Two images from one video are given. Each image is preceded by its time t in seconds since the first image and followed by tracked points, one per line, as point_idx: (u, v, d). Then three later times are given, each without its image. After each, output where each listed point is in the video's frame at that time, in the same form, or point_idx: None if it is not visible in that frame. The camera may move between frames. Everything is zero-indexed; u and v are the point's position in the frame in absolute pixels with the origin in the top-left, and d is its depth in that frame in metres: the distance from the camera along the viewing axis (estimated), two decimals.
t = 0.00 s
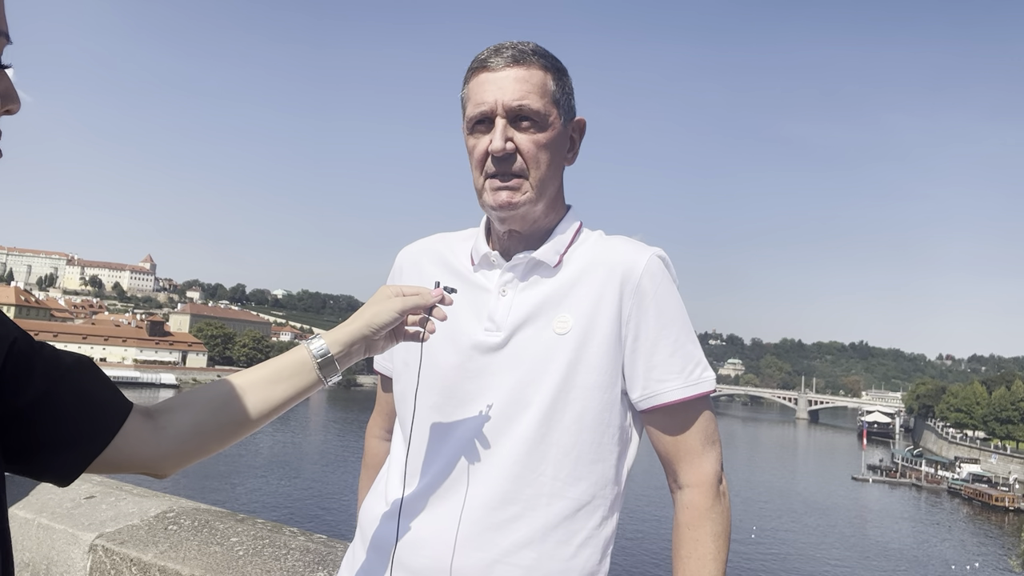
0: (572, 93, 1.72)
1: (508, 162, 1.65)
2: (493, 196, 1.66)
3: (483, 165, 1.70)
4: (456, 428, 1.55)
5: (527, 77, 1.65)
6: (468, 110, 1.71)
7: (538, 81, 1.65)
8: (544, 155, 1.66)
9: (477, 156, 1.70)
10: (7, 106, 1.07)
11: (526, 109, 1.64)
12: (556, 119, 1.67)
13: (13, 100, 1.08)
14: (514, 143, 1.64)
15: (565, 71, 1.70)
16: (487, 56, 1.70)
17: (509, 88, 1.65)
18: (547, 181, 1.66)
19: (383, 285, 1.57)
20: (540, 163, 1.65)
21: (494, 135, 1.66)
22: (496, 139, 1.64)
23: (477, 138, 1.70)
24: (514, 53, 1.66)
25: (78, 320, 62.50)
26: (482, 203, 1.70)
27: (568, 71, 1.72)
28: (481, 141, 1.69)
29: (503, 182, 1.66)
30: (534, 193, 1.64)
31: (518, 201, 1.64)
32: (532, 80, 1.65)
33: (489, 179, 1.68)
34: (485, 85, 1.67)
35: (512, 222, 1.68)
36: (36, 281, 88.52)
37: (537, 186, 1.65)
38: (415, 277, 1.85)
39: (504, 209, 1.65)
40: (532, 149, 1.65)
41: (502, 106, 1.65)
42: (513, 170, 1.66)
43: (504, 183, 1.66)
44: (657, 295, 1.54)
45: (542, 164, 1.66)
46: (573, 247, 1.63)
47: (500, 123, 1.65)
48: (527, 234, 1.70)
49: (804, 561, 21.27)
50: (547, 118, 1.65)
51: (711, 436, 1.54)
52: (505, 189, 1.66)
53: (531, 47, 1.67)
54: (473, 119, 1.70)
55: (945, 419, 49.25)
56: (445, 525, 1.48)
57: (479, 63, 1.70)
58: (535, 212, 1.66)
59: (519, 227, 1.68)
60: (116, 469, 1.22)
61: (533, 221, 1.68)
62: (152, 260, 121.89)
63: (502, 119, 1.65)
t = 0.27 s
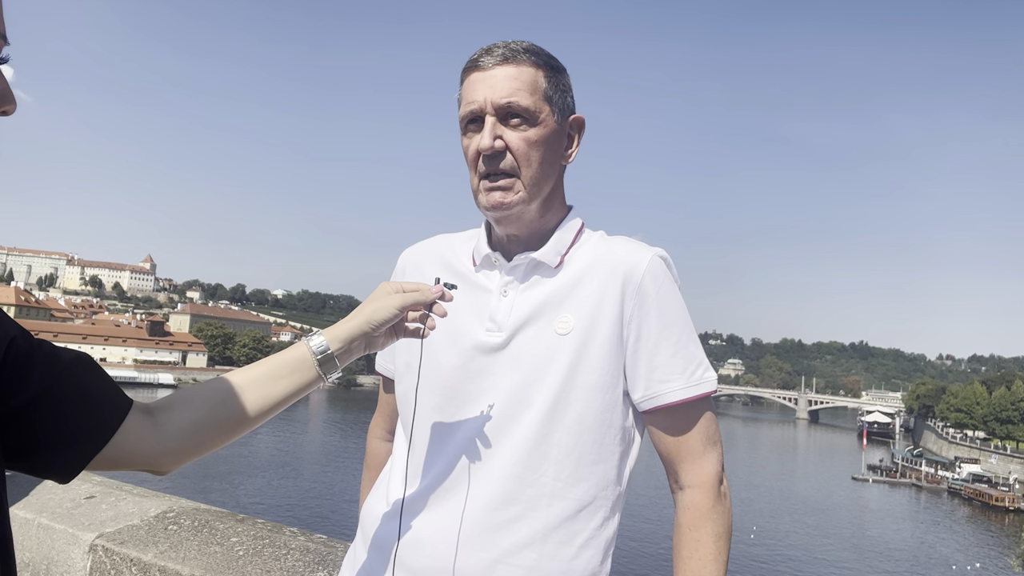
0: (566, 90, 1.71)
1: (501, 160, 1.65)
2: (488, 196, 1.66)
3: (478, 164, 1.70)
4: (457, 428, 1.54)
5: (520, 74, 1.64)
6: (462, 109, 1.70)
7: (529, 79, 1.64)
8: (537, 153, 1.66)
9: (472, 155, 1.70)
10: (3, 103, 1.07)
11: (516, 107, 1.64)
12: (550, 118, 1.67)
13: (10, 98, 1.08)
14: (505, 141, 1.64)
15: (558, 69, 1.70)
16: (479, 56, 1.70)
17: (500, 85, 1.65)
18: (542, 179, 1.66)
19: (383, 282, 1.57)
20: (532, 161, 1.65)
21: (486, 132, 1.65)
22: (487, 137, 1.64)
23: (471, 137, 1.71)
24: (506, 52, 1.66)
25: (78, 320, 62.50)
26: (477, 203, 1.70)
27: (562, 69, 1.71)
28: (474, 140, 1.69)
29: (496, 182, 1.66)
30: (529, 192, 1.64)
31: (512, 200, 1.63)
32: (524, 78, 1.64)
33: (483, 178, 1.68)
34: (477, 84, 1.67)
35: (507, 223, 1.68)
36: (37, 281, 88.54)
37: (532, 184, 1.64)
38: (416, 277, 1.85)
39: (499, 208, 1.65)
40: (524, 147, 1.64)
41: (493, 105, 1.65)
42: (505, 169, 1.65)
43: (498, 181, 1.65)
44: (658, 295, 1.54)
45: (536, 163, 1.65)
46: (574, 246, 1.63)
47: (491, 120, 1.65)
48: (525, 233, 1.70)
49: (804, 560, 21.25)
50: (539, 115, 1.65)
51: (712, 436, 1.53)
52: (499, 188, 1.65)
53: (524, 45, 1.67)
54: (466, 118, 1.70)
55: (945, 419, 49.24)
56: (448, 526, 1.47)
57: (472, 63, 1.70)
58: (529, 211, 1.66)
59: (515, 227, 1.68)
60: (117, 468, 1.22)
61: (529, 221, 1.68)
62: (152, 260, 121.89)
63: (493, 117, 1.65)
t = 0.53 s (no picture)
0: (562, 92, 1.71)
1: (497, 160, 1.65)
2: (484, 196, 1.66)
3: (476, 162, 1.69)
4: (457, 424, 1.54)
5: (517, 75, 1.65)
6: (458, 110, 1.70)
7: (524, 79, 1.64)
8: (534, 153, 1.66)
9: (469, 156, 1.70)
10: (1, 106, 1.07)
11: (510, 108, 1.64)
12: (547, 118, 1.66)
13: (8, 100, 1.08)
14: (501, 142, 1.64)
15: (553, 71, 1.69)
16: (475, 57, 1.70)
17: (496, 87, 1.65)
18: (539, 179, 1.66)
19: (382, 279, 1.57)
20: (528, 161, 1.65)
21: (483, 133, 1.65)
22: (482, 137, 1.64)
23: (467, 138, 1.71)
24: (501, 53, 1.67)
25: (78, 320, 62.47)
26: (473, 202, 1.70)
27: (558, 70, 1.71)
28: (471, 141, 1.69)
29: (492, 180, 1.66)
30: (527, 192, 1.64)
31: (509, 197, 1.63)
32: (519, 79, 1.64)
33: (480, 177, 1.68)
34: (472, 86, 1.67)
35: (505, 222, 1.68)
36: (37, 281, 88.53)
37: (529, 183, 1.64)
38: (414, 276, 1.85)
39: (495, 208, 1.65)
40: (518, 147, 1.64)
41: (487, 106, 1.65)
42: (500, 169, 1.65)
43: (495, 180, 1.66)
44: (658, 294, 1.54)
45: (532, 164, 1.65)
46: (572, 247, 1.63)
47: (487, 122, 1.65)
48: (522, 233, 1.70)
49: (804, 561, 21.23)
50: (535, 115, 1.64)
51: (711, 436, 1.53)
52: (496, 187, 1.65)
53: (518, 46, 1.67)
54: (463, 119, 1.70)
55: (945, 419, 49.21)
56: (447, 525, 1.47)
57: (468, 64, 1.70)
58: (526, 211, 1.66)
59: (514, 226, 1.69)
60: (117, 466, 1.22)
61: (527, 219, 1.68)
62: (152, 260, 121.95)
63: (489, 118, 1.65)
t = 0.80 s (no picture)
0: (562, 92, 1.71)
1: (496, 161, 1.65)
2: (485, 194, 1.66)
3: (475, 164, 1.70)
4: (456, 423, 1.54)
5: (516, 77, 1.65)
6: (458, 111, 1.70)
7: (523, 81, 1.65)
8: (535, 153, 1.66)
9: (468, 157, 1.70)
10: None
11: (510, 109, 1.64)
12: (546, 118, 1.67)
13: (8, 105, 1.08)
14: (501, 142, 1.64)
15: (553, 72, 1.69)
16: (475, 60, 1.71)
17: (496, 88, 1.65)
18: (538, 180, 1.66)
19: (382, 280, 1.57)
20: (527, 162, 1.65)
21: (482, 134, 1.65)
22: (482, 139, 1.64)
23: (466, 140, 1.71)
24: (501, 55, 1.67)
25: (77, 320, 62.48)
26: (473, 203, 1.71)
27: (557, 71, 1.72)
28: (470, 143, 1.69)
29: (492, 180, 1.66)
30: (526, 193, 1.64)
31: (508, 199, 1.64)
32: (518, 79, 1.64)
33: (480, 178, 1.68)
34: (472, 88, 1.68)
35: (504, 222, 1.68)
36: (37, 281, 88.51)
37: (528, 185, 1.65)
38: (414, 276, 1.85)
39: (494, 208, 1.66)
40: (517, 149, 1.64)
41: (487, 108, 1.65)
42: (499, 169, 1.66)
43: (494, 180, 1.66)
44: (658, 294, 1.54)
45: (531, 166, 1.66)
46: (572, 247, 1.63)
47: (486, 124, 1.65)
48: (523, 234, 1.71)
49: (804, 561, 21.21)
50: (534, 116, 1.65)
51: (711, 436, 1.53)
52: (495, 187, 1.66)
53: (517, 48, 1.67)
54: (463, 121, 1.70)
55: (945, 419, 49.22)
56: (446, 526, 1.48)
57: (468, 66, 1.70)
58: (526, 211, 1.66)
59: (514, 226, 1.69)
60: (118, 468, 1.22)
61: (527, 220, 1.68)
62: (152, 260, 121.97)
63: (488, 120, 1.65)
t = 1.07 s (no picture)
0: (560, 90, 1.72)
1: (494, 158, 1.66)
2: (482, 192, 1.67)
3: (473, 163, 1.70)
4: (456, 420, 1.55)
5: (514, 74, 1.65)
6: (456, 110, 1.71)
7: (520, 77, 1.65)
8: (532, 151, 1.66)
9: (466, 155, 1.70)
10: None
11: (506, 106, 1.64)
12: (542, 116, 1.67)
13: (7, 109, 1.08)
14: (498, 140, 1.64)
15: (550, 70, 1.70)
16: (473, 58, 1.71)
17: (493, 86, 1.65)
18: (536, 178, 1.66)
19: (381, 281, 1.57)
20: (524, 159, 1.65)
21: (480, 132, 1.66)
22: (479, 136, 1.64)
23: (464, 138, 1.71)
24: (498, 53, 1.67)
25: (77, 320, 62.53)
26: (471, 201, 1.71)
27: (554, 69, 1.72)
28: (468, 141, 1.69)
29: (488, 178, 1.67)
30: (523, 191, 1.64)
31: (506, 196, 1.64)
32: (515, 77, 1.65)
33: (477, 176, 1.69)
34: (469, 86, 1.68)
35: (502, 219, 1.68)
36: (37, 281, 88.51)
37: (525, 182, 1.65)
38: (414, 275, 1.85)
39: (492, 205, 1.66)
40: (515, 145, 1.64)
41: (484, 105, 1.66)
42: (496, 167, 1.66)
43: (491, 178, 1.66)
44: (657, 293, 1.54)
45: (528, 165, 1.66)
46: (571, 246, 1.63)
47: (483, 121, 1.65)
48: (523, 233, 1.71)
49: (804, 561, 21.22)
50: (530, 113, 1.65)
51: (710, 435, 1.54)
52: (492, 185, 1.66)
53: (515, 46, 1.68)
54: (460, 119, 1.70)
55: (945, 419, 49.20)
56: (446, 527, 1.47)
57: (465, 65, 1.71)
58: (523, 209, 1.66)
59: (512, 225, 1.69)
60: (116, 470, 1.22)
61: (525, 220, 1.69)
62: (152, 260, 121.92)
63: (485, 117, 1.65)
